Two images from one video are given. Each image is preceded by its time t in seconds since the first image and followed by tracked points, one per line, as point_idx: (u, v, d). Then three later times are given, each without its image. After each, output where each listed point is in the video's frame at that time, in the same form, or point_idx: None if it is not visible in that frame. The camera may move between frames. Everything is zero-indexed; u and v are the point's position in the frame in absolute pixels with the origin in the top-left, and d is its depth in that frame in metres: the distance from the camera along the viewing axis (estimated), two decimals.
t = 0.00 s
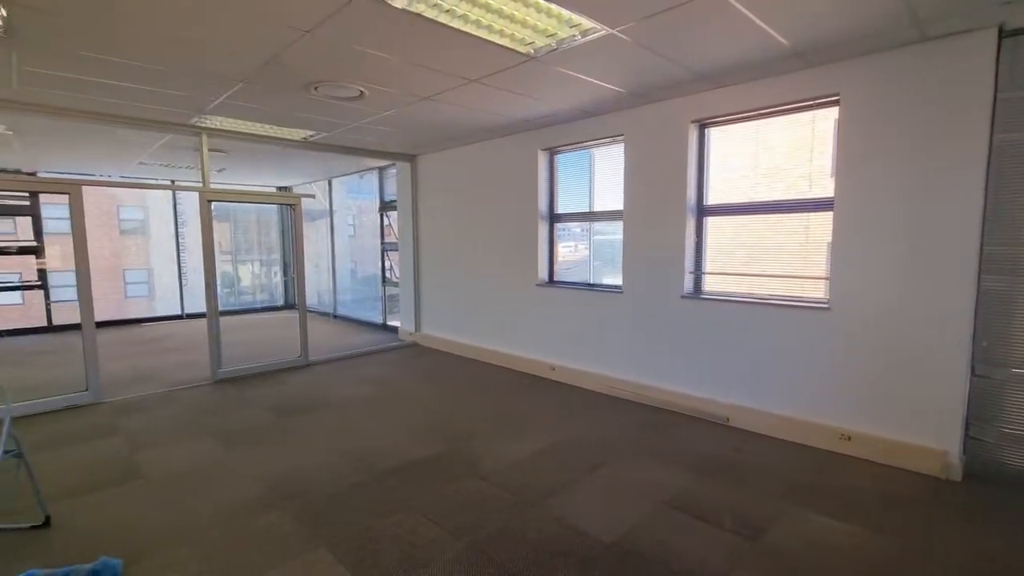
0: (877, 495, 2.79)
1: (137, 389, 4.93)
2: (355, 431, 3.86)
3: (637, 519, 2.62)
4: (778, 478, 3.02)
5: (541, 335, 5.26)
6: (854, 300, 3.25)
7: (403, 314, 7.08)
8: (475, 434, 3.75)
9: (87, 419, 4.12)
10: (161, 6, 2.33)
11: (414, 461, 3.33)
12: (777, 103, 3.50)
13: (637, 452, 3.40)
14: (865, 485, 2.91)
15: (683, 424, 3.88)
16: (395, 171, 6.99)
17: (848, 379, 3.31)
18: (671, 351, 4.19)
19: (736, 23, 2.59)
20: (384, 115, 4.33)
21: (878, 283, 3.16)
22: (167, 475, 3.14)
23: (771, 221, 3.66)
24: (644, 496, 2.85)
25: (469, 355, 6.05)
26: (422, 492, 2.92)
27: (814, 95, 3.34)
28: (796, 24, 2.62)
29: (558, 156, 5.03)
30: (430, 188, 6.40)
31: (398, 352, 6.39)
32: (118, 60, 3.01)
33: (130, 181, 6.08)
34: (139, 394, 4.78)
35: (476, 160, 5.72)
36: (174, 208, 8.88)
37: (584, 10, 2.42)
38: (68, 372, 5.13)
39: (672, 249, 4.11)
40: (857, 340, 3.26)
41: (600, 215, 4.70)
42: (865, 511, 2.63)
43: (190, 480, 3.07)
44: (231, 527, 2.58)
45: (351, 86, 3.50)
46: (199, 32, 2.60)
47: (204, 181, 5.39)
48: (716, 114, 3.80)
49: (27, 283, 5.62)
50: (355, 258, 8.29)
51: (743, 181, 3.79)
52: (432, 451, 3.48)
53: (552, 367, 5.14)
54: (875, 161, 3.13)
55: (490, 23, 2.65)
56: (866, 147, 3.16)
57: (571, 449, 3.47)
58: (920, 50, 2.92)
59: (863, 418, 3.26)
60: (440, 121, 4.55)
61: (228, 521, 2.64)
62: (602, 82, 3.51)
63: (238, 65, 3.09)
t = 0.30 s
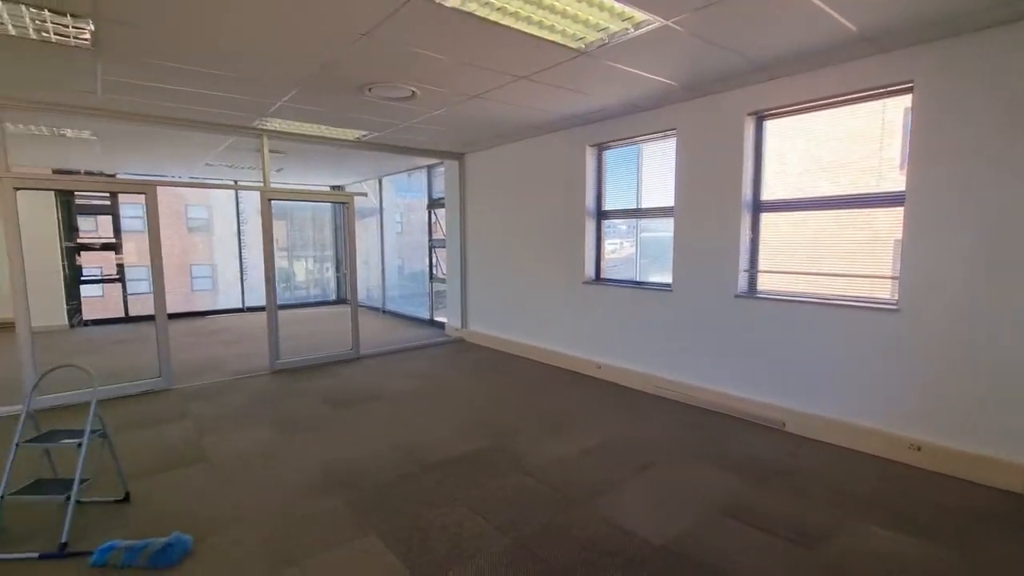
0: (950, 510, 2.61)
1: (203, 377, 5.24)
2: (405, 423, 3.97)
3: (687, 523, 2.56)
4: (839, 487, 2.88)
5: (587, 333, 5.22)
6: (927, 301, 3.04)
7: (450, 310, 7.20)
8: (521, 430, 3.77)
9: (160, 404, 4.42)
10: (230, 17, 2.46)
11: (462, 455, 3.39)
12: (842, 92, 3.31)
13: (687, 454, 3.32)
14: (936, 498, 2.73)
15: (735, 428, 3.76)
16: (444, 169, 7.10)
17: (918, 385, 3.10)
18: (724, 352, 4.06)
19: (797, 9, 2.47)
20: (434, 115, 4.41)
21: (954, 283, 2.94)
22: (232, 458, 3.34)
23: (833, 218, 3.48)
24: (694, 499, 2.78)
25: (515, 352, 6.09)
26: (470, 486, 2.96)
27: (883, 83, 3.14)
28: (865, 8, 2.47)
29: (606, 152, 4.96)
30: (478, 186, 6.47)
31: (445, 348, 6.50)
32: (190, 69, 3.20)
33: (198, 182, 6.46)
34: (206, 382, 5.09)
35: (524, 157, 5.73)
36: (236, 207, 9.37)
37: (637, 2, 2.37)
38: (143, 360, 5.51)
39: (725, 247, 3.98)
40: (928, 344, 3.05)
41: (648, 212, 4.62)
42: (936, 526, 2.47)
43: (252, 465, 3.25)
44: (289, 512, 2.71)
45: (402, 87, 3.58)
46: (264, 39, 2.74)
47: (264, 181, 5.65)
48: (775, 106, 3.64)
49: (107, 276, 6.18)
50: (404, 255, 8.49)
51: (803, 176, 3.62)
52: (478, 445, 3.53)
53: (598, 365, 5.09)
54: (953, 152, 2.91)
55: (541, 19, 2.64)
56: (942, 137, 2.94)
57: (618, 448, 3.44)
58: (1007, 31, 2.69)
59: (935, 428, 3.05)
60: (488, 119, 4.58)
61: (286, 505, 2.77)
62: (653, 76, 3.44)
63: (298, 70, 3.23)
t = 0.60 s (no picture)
0: None
1: (267, 368, 5.54)
2: (455, 417, 4.04)
3: (744, 528, 2.48)
4: (911, 499, 2.70)
5: (637, 331, 5.14)
6: (1017, 302, 2.79)
7: (499, 307, 7.26)
8: (570, 428, 3.76)
9: (229, 393, 4.70)
10: (293, 25, 2.58)
11: (511, 450, 3.42)
12: (918, 77, 3.09)
13: (743, 458, 3.21)
14: None
15: (796, 432, 3.60)
16: (493, 167, 7.16)
17: (1005, 393, 2.86)
18: (784, 353, 3.89)
19: None
20: (484, 113, 4.46)
21: None
22: (295, 446, 3.51)
23: (907, 211, 3.25)
24: (751, 504, 2.69)
25: (563, 349, 6.07)
26: (520, 481, 2.99)
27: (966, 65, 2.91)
28: None
29: (658, 146, 4.85)
30: (527, 183, 6.48)
31: (494, 344, 6.57)
32: (257, 77, 3.38)
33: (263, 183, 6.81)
34: (269, 373, 5.37)
35: (573, 153, 5.69)
36: (295, 207, 9.81)
37: None
38: (213, 351, 5.88)
39: (786, 244, 3.81)
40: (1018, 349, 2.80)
41: (701, 207, 4.50)
42: None
43: (312, 453, 3.40)
44: (347, 499, 2.82)
45: (455, 86, 3.64)
46: (325, 45, 2.85)
47: (323, 181, 5.88)
48: (842, 94, 3.44)
49: (179, 273, 6.75)
50: (453, 252, 8.64)
51: (873, 167, 3.40)
52: (528, 441, 3.55)
53: (649, 364, 5.00)
54: None
55: (595, 14, 2.62)
56: None
57: (670, 449, 3.36)
58: None
59: None
60: (538, 115, 4.58)
61: (344, 493, 2.89)
62: (709, 67, 3.33)
63: (355, 74, 3.34)
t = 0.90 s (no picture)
0: None
1: (318, 363, 5.75)
2: (498, 414, 4.08)
3: (798, 536, 2.39)
4: (985, 513, 2.53)
5: (683, 330, 5.03)
6: None
7: (541, 305, 7.26)
8: (614, 428, 3.72)
9: (283, 385, 4.92)
10: (346, 30, 2.66)
11: (555, 448, 3.42)
12: (995, 62, 2.87)
13: (797, 463, 3.09)
14: None
15: (854, 439, 3.43)
16: (535, 165, 7.16)
17: None
18: (841, 356, 3.71)
19: None
20: (529, 111, 4.46)
21: None
22: (345, 438, 3.64)
23: (981, 206, 3.03)
24: (806, 511, 2.58)
25: (606, 349, 6.01)
26: (564, 480, 2.98)
27: None
28: None
29: (707, 141, 4.72)
30: (571, 180, 6.45)
31: (536, 342, 6.59)
32: (311, 82, 3.50)
33: (314, 184, 7.06)
34: (320, 367, 5.58)
35: (618, 149, 5.61)
36: (342, 207, 10.11)
37: None
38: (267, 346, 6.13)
39: (844, 241, 3.63)
40: None
41: (750, 204, 4.36)
42: None
43: (361, 445, 3.51)
44: (395, 491, 2.90)
45: (500, 85, 3.66)
46: (375, 49, 2.93)
47: (371, 181, 6.03)
48: (908, 83, 3.24)
49: (236, 270, 6.77)
50: (495, 251, 8.71)
51: (942, 160, 3.19)
52: (571, 439, 3.54)
53: (695, 365, 4.89)
54: None
55: (644, 8, 2.57)
56: None
57: (719, 452, 3.28)
58: None
59: None
60: (583, 112, 4.55)
61: (391, 484, 2.97)
62: (763, 57, 3.21)
63: (404, 76, 3.42)
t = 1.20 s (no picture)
0: None
1: (364, 358, 5.92)
2: (541, 412, 4.09)
3: (856, 549, 2.28)
4: None
5: (732, 331, 4.88)
6: None
7: (583, 304, 7.21)
8: (659, 430, 3.66)
9: (333, 379, 5.10)
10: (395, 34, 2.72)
11: (598, 448, 3.40)
12: None
13: (854, 473, 2.95)
14: None
15: (919, 449, 3.24)
16: (579, 162, 7.11)
17: None
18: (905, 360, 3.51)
19: None
20: (572, 109, 4.44)
21: None
22: (392, 432, 3.74)
23: None
24: (865, 523, 2.46)
25: (651, 349, 5.92)
26: (608, 481, 2.96)
27: None
28: None
29: (758, 136, 4.56)
30: (615, 178, 6.37)
31: (579, 341, 6.55)
32: (360, 85, 3.61)
33: (362, 185, 7.26)
34: (367, 362, 5.75)
35: (664, 145, 5.50)
36: (388, 207, 10.35)
37: None
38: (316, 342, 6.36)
39: (909, 239, 3.43)
40: None
41: (804, 200, 4.18)
42: None
43: (406, 440, 3.60)
44: (440, 485, 2.95)
45: (545, 83, 3.65)
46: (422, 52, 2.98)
47: (416, 181, 6.14)
48: (983, 69, 3.03)
49: (287, 268, 7.19)
50: (537, 249, 8.70)
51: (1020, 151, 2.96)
52: (614, 441, 3.50)
53: (745, 367, 4.74)
54: None
55: None
56: None
57: (769, 458, 3.17)
58: None
59: None
60: (627, 109, 4.48)
61: (436, 479, 3.03)
62: (821, 47, 3.07)
63: (450, 77, 3.46)
